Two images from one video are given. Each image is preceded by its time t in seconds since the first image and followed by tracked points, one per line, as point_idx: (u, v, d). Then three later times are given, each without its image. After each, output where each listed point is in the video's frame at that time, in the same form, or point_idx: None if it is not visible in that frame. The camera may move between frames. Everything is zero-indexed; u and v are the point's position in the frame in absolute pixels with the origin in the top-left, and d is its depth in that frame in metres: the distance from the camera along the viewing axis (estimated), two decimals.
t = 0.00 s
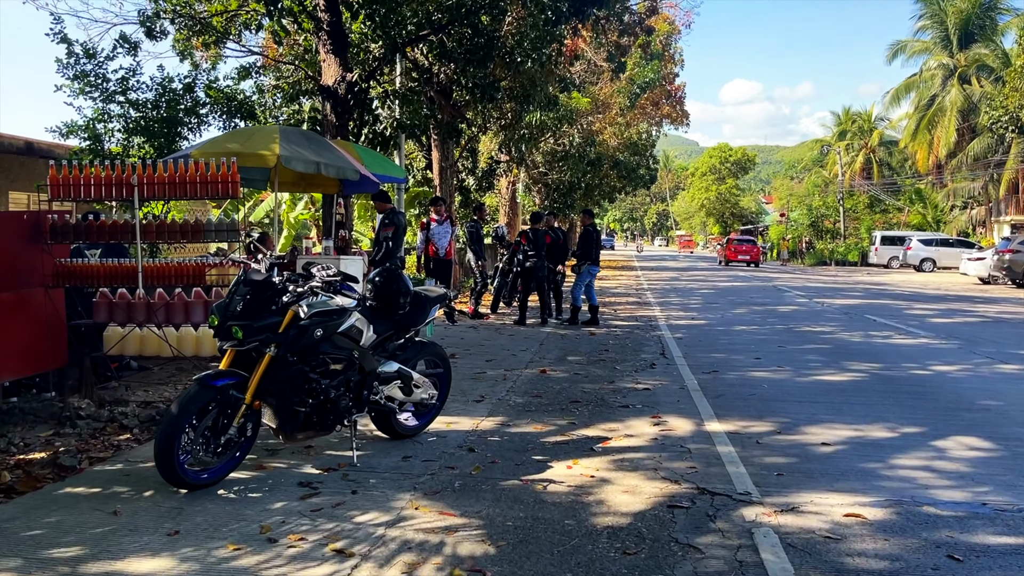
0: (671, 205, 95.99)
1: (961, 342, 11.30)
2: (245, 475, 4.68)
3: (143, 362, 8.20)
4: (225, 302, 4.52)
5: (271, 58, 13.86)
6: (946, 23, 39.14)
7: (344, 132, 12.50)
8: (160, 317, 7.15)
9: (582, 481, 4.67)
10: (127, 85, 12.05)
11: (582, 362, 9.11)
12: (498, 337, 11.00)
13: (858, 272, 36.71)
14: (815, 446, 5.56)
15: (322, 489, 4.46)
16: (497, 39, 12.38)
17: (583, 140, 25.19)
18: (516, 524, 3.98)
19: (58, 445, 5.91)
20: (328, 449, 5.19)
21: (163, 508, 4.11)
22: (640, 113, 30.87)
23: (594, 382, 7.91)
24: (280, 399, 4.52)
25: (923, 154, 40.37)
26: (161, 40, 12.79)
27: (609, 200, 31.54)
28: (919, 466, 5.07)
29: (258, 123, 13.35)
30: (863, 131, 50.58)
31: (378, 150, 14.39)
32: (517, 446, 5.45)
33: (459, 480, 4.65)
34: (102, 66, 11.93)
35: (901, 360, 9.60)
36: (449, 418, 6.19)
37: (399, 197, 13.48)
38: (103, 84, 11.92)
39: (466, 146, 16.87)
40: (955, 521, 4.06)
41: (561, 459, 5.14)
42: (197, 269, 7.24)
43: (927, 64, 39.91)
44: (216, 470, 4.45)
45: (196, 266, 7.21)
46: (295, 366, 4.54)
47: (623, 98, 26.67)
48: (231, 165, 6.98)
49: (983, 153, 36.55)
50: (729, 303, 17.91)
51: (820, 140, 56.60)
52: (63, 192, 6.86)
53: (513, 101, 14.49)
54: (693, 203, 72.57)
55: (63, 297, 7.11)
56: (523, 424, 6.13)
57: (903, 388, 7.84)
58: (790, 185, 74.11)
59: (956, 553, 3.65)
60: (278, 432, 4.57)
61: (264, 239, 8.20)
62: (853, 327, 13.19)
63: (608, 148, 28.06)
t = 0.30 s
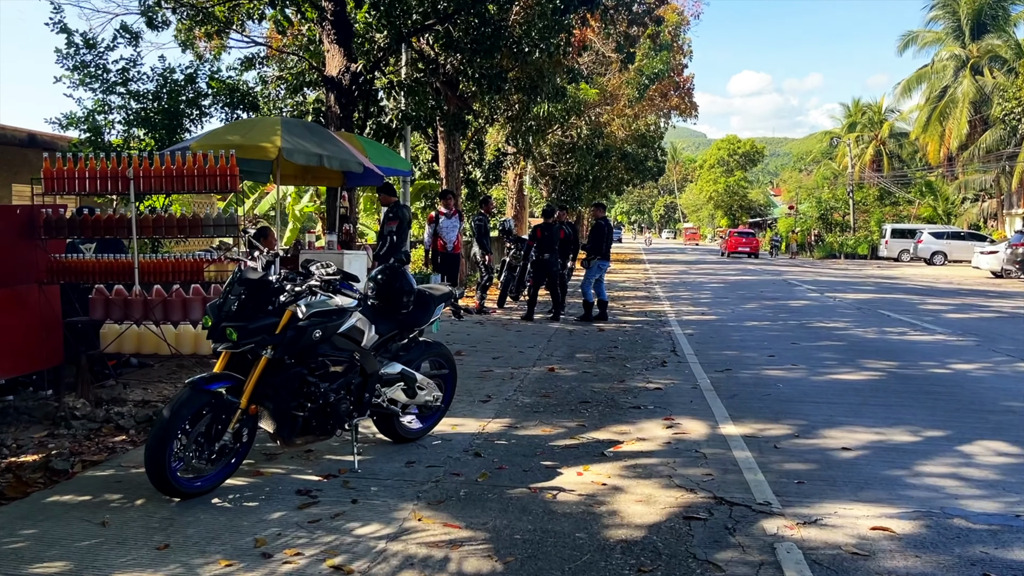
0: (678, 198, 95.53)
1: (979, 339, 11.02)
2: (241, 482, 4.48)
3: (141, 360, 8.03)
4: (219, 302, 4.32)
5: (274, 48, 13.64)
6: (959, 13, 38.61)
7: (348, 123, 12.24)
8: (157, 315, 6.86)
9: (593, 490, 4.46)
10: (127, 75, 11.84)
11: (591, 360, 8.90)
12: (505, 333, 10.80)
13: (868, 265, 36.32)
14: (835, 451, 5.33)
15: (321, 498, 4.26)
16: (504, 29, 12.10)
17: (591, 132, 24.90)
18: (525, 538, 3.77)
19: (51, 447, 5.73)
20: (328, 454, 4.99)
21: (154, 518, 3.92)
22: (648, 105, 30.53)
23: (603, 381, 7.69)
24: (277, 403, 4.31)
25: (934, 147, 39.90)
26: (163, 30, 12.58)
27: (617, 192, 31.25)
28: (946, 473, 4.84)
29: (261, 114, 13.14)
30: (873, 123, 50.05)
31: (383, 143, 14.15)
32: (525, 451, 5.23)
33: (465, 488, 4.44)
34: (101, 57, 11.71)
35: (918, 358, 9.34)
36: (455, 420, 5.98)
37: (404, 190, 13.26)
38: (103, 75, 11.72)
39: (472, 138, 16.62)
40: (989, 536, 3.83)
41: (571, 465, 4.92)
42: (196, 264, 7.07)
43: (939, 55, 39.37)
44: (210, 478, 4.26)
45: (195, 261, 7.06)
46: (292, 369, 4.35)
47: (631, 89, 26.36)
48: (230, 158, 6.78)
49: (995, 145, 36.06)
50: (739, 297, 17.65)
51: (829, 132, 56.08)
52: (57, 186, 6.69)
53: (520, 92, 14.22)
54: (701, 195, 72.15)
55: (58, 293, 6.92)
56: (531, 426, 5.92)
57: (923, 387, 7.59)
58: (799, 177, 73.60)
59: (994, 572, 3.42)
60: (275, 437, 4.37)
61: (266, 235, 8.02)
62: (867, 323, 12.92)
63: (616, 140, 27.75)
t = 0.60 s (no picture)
0: (684, 190, 95.11)
1: (994, 331, 10.78)
2: (232, 478, 4.30)
3: (137, 352, 7.87)
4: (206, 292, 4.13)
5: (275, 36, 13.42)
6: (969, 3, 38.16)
7: (350, 112, 12.02)
8: (151, 305, 6.64)
9: (599, 486, 4.26)
10: (125, 63, 11.63)
11: (596, 351, 8.70)
12: (509, 325, 10.61)
13: (876, 257, 35.99)
14: (851, 445, 5.12)
15: (314, 495, 4.07)
16: (508, 14, 11.86)
17: (597, 123, 24.65)
18: (527, 538, 3.57)
19: (40, 440, 5.55)
20: (323, 449, 4.80)
21: (138, 517, 3.74)
22: (655, 96, 30.24)
23: (609, 373, 7.49)
24: (268, 396, 4.12)
25: (943, 137, 39.47)
26: (161, 18, 12.38)
27: (623, 184, 30.99)
28: (969, 470, 4.62)
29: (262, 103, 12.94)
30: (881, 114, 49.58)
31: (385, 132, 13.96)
32: (528, 445, 5.04)
33: (464, 484, 4.25)
34: (99, 44, 11.52)
35: (932, 350, 9.11)
36: (456, 414, 5.80)
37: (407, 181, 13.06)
38: (101, 63, 11.53)
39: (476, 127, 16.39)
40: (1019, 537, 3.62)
41: (576, 461, 4.73)
42: (190, 253, 6.85)
43: (948, 45, 38.91)
44: (200, 474, 4.07)
45: (188, 250, 6.84)
46: (284, 360, 4.15)
47: (638, 79, 26.07)
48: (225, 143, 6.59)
49: (1005, 135, 35.61)
50: (747, 288, 17.42)
51: (837, 123, 55.63)
52: (47, 172, 6.50)
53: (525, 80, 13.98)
54: (707, 188, 71.78)
55: (50, 283, 6.76)
56: (534, 419, 5.73)
57: (939, 380, 7.36)
58: (806, 168, 73.15)
59: None
60: (267, 431, 4.18)
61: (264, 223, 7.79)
62: (878, 314, 12.69)
63: (622, 131, 27.49)
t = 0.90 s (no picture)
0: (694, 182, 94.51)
1: (1013, 326, 10.48)
2: (219, 488, 4.10)
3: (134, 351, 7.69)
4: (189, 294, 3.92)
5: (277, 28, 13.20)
6: None
7: (353, 105, 11.79)
8: (143, 304, 6.42)
9: (603, 497, 4.04)
10: (125, 55, 11.41)
11: (604, 349, 8.47)
12: (515, 321, 10.39)
13: (889, 249, 35.54)
14: (870, 451, 4.87)
15: (303, 507, 3.87)
16: (514, 4, 11.57)
17: (605, 114, 24.33)
18: (526, 556, 3.35)
19: (27, 445, 5.35)
20: (316, 456, 4.60)
21: (116, 532, 3.55)
22: (664, 87, 29.88)
23: (617, 372, 7.26)
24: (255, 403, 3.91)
25: (956, 127, 38.90)
26: (162, 9, 12.18)
27: (632, 176, 30.68)
28: (996, 478, 4.37)
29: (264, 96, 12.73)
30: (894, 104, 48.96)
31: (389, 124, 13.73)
32: (531, 451, 4.82)
33: (462, 495, 4.03)
34: (98, 36, 11.32)
35: (950, 347, 8.83)
36: (457, 417, 5.58)
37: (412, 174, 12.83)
38: (100, 56, 11.34)
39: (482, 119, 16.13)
40: None
41: (580, 468, 4.51)
42: (183, 251, 6.59)
43: (962, 34, 38.29)
44: (184, 484, 3.88)
45: (181, 247, 6.57)
46: (271, 366, 3.94)
47: (647, 70, 25.73)
48: (218, 136, 6.37)
49: (1021, 126, 35.02)
50: (758, 282, 17.13)
51: (849, 113, 55.02)
52: (36, 167, 6.33)
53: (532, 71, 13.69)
54: (718, 179, 71.24)
55: (41, 281, 6.62)
56: (538, 423, 5.51)
57: (959, 378, 7.10)
58: (817, 160, 72.51)
59: None
60: (254, 440, 3.97)
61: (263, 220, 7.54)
62: (892, 309, 12.40)
63: (632, 123, 27.16)
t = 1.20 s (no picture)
0: (705, 173, 93.87)
1: None
2: (212, 493, 3.93)
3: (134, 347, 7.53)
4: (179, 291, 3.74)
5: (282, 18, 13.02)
6: None
7: (359, 96, 11.60)
8: (142, 300, 6.29)
9: (614, 503, 3.85)
10: (128, 47, 11.25)
11: (614, 344, 8.26)
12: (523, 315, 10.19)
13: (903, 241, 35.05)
14: (894, 453, 4.66)
15: (298, 512, 3.70)
16: None
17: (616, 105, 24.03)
18: (532, 567, 3.16)
19: (21, 445, 5.20)
20: (314, 458, 4.43)
21: (102, 540, 3.38)
22: (676, 77, 29.53)
23: (628, 369, 7.05)
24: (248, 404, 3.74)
25: (972, 117, 38.30)
26: None
27: (643, 168, 30.35)
28: None
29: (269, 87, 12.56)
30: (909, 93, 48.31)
31: (396, 116, 13.55)
32: (538, 453, 4.62)
33: (465, 500, 3.85)
34: (101, 27, 11.17)
35: (972, 341, 8.57)
36: (462, 416, 5.40)
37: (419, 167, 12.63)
38: (103, 47, 11.18)
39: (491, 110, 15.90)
40: None
41: (589, 471, 4.31)
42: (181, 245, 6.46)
43: (979, 22, 37.64)
44: (175, 489, 3.71)
45: (179, 241, 6.43)
46: (265, 365, 3.76)
47: (658, 60, 25.38)
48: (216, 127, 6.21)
49: None
50: (772, 275, 16.85)
51: (862, 104, 54.38)
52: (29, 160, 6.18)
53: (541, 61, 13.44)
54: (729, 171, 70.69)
55: (37, 276, 6.49)
56: (546, 422, 5.31)
57: (982, 375, 6.85)
58: (830, 151, 71.80)
59: None
60: (249, 442, 3.80)
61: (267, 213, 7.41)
62: (910, 302, 12.12)
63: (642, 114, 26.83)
